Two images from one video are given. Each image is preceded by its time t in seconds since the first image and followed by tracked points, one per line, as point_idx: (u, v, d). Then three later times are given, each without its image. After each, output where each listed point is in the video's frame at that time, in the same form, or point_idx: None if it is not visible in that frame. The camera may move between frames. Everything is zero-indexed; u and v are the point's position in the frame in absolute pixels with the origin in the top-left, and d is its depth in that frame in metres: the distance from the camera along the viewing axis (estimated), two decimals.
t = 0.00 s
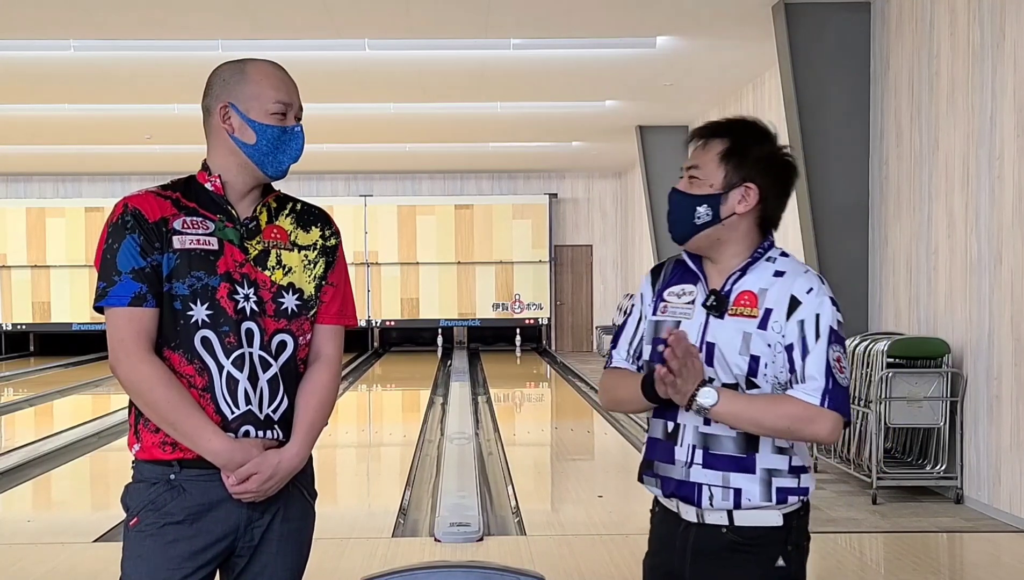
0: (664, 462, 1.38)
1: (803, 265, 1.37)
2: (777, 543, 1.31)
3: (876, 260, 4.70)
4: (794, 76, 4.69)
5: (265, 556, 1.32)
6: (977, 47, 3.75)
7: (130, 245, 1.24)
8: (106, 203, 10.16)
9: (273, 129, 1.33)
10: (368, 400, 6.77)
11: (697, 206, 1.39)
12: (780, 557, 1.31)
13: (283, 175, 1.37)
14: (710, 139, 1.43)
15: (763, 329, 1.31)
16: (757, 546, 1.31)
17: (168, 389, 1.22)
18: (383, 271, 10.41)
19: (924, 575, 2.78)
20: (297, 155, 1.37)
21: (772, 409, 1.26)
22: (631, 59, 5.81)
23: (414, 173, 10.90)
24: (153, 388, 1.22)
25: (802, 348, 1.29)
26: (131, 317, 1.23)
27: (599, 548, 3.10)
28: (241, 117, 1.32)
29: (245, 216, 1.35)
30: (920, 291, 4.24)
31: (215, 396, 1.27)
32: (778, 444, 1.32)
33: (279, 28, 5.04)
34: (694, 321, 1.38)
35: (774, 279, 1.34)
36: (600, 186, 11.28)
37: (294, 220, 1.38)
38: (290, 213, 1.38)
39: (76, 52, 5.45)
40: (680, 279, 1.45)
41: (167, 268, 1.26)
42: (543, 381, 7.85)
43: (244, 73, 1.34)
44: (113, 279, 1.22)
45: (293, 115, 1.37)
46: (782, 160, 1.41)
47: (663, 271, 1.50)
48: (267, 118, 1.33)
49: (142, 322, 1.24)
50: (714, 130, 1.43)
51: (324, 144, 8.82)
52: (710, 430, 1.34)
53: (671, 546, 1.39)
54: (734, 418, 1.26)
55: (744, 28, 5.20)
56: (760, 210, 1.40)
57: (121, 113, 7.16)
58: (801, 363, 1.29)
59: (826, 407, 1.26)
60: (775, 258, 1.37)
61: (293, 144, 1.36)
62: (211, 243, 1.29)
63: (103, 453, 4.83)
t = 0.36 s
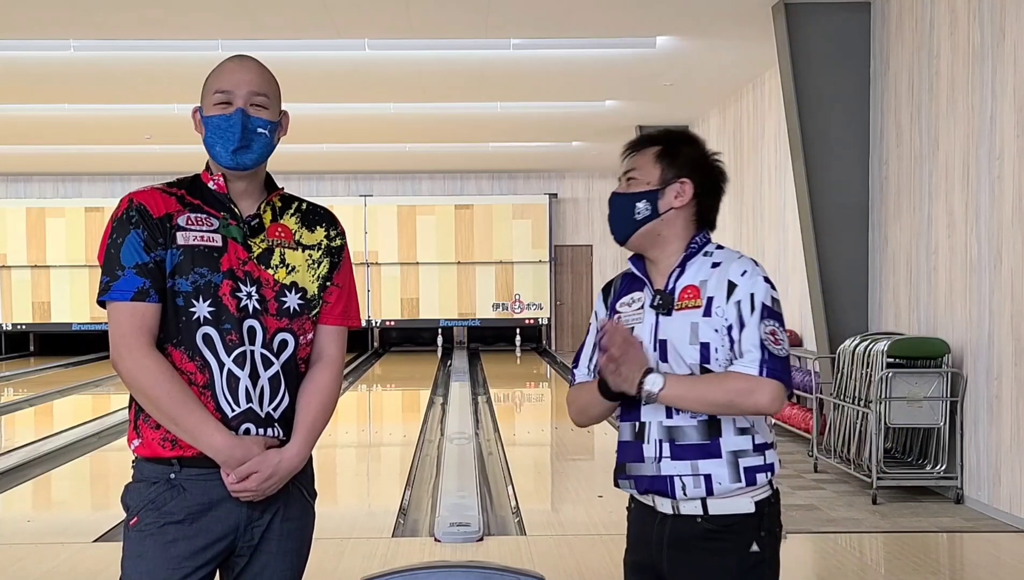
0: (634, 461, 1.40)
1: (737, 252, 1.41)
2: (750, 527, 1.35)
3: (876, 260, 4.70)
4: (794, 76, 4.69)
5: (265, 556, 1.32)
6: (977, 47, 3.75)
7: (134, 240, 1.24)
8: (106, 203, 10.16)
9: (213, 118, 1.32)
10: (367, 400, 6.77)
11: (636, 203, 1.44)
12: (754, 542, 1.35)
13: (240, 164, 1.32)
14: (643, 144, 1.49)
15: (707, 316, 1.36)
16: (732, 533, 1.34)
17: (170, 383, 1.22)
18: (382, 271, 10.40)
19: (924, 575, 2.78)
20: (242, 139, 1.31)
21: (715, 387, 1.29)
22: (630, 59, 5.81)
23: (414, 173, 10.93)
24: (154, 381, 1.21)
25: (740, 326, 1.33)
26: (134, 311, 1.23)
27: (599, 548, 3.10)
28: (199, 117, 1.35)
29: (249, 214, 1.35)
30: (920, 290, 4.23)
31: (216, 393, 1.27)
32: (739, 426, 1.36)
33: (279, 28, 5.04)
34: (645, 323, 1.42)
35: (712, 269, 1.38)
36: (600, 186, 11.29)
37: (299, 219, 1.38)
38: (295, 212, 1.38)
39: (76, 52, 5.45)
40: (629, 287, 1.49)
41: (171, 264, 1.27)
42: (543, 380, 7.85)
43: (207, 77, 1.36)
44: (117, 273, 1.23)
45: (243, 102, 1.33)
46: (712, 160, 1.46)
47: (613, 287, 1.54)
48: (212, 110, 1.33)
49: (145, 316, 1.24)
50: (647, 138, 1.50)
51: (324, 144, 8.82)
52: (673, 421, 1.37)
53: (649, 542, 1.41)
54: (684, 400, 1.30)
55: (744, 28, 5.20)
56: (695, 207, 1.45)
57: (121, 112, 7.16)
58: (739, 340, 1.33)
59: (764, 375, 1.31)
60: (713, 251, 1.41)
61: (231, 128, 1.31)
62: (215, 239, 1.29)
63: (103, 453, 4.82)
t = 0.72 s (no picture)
0: (620, 462, 1.49)
1: (707, 252, 1.49)
2: (737, 516, 1.43)
3: (876, 261, 4.70)
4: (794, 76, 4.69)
5: (265, 556, 1.32)
6: (977, 47, 3.75)
7: (129, 243, 1.25)
8: (106, 203, 10.16)
9: (207, 119, 1.32)
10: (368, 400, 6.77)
11: (605, 213, 1.53)
12: (741, 530, 1.43)
13: (238, 163, 1.32)
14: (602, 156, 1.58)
15: (681, 317, 1.44)
16: (719, 523, 1.42)
17: (167, 386, 1.23)
18: (382, 271, 10.39)
19: (924, 575, 2.78)
20: (238, 139, 1.31)
21: (694, 389, 1.38)
22: (630, 59, 5.81)
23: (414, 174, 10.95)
24: (151, 384, 1.22)
25: (715, 325, 1.41)
26: (131, 314, 1.24)
27: (599, 547, 3.10)
28: (193, 118, 1.35)
29: (245, 212, 1.35)
30: (920, 290, 4.23)
31: (214, 393, 1.28)
32: (720, 422, 1.45)
33: (278, 28, 5.03)
34: (623, 327, 1.51)
35: (682, 270, 1.47)
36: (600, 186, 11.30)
37: (297, 216, 1.38)
38: (293, 209, 1.38)
39: (76, 52, 5.46)
40: (606, 293, 1.58)
41: (166, 265, 1.27)
42: (543, 380, 7.85)
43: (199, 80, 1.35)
44: (112, 276, 1.24)
45: (236, 101, 1.33)
46: (670, 159, 1.56)
47: (592, 293, 1.63)
48: (206, 110, 1.32)
49: (141, 318, 1.24)
50: (604, 149, 1.59)
51: (324, 144, 8.83)
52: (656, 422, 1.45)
53: (638, 539, 1.49)
54: (666, 411, 1.38)
55: (744, 28, 5.20)
56: (662, 207, 1.54)
57: (121, 113, 7.17)
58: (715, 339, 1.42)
59: (742, 372, 1.39)
60: (682, 252, 1.50)
61: (226, 128, 1.31)
62: (210, 239, 1.29)
63: (103, 453, 4.82)
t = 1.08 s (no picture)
0: (615, 456, 1.48)
1: (725, 260, 1.50)
2: (729, 518, 1.43)
3: (876, 261, 4.70)
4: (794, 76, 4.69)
5: (265, 556, 1.32)
6: (977, 47, 3.75)
7: (130, 242, 1.24)
8: (106, 203, 10.16)
9: (211, 125, 1.31)
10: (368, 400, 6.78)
11: (632, 209, 1.51)
12: (732, 530, 1.43)
13: (244, 170, 1.32)
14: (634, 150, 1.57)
15: (697, 320, 1.45)
16: (710, 524, 1.42)
17: (163, 387, 1.22)
18: (383, 271, 10.39)
19: (924, 575, 2.78)
20: (242, 144, 1.31)
21: (713, 396, 1.39)
22: (630, 59, 5.81)
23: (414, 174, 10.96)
24: (146, 385, 1.22)
25: (735, 335, 1.43)
26: (128, 312, 1.23)
27: (599, 547, 3.11)
28: (192, 126, 1.34)
29: (242, 216, 1.34)
30: (920, 290, 4.23)
31: (213, 397, 1.28)
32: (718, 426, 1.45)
33: (278, 28, 5.03)
34: (630, 322, 1.50)
35: (700, 274, 1.47)
36: (600, 186, 11.30)
37: (291, 213, 1.36)
38: (287, 206, 1.37)
39: (76, 52, 5.45)
40: (611, 283, 1.56)
41: (166, 268, 1.27)
42: (543, 380, 7.85)
43: (194, 83, 1.35)
44: (112, 274, 1.23)
45: (236, 105, 1.32)
46: (700, 166, 1.56)
47: (594, 279, 1.61)
48: (206, 117, 1.32)
49: (140, 318, 1.24)
50: (636, 143, 1.58)
51: (324, 144, 8.83)
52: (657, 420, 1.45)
53: (629, 535, 1.48)
54: (678, 413, 1.39)
55: (744, 28, 5.20)
56: (687, 211, 1.54)
57: (121, 113, 7.17)
58: (736, 348, 1.43)
59: (762, 386, 1.41)
60: (699, 255, 1.51)
61: (230, 134, 1.30)
62: (210, 244, 1.29)
63: (103, 453, 4.82)
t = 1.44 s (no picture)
0: (623, 453, 1.47)
1: (733, 258, 1.51)
2: (736, 513, 1.44)
3: (876, 261, 4.69)
4: (795, 76, 4.69)
5: (266, 556, 1.32)
6: (976, 47, 3.75)
7: (97, 261, 1.23)
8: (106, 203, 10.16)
9: (236, 131, 1.29)
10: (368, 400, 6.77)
11: (672, 223, 1.47)
12: (740, 525, 1.44)
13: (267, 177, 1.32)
14: (663, 159, 1.49)
15: (710, 317, 1.45)
16: (718, 519, 1.43)
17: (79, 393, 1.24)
18: (382, 271, 10.39)
19: (924, 575, 2.78)
20: (272, 152, 1.30)
21: (731, 391, 1.39)
22: (630, 59, 5.81)
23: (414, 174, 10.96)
24: (74, 388, 1.24)
25: (749, 331, 1.44)
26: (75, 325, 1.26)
27: (599, 547, 3.10)
28: (205, 126, 1.30)
29: (238, 223, 1.32)
30: (920, 290, 4.23)
31: (210, 411, 1.26)
32: (727, 424, 1.45)
33: (278, 28, 5.03)
34: (639, 319, 1.49)
35: (711, 273, 1.48)
36: (600, 186, 11.30)
37: (288, 219, 1.35)
38: (285, 211, 1.36)
39: (76, 52, 5.45)
40: (615, 282, 1.54)
41: (150, 285, 1.26)
42: (542, 380, 7.85)
43: (203, 80, 1.31)
44: (73, 289, 1.24)
45: (262, 112, 1.32)
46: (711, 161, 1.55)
47: (594, 277, 1.58)
48: (230, 121, 1.30)
49: (85, 333, 1.26)
50: (662, 149, 1.50)
51: (324, 144, 8.82)
52: (667, 417, 1.45)
53: (634, 535, 1.47)
54: (697, 406, 1.39)
55: (744, 28, 5.20)
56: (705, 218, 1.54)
57: (121, 113, 7.17)
58: (750, 344, 1.44)
59: (778, 381, 1.42)
60: (708, 254, 1.52)
61: (262, 141, 1.30)
62: (200, 257, 1.28)
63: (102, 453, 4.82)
